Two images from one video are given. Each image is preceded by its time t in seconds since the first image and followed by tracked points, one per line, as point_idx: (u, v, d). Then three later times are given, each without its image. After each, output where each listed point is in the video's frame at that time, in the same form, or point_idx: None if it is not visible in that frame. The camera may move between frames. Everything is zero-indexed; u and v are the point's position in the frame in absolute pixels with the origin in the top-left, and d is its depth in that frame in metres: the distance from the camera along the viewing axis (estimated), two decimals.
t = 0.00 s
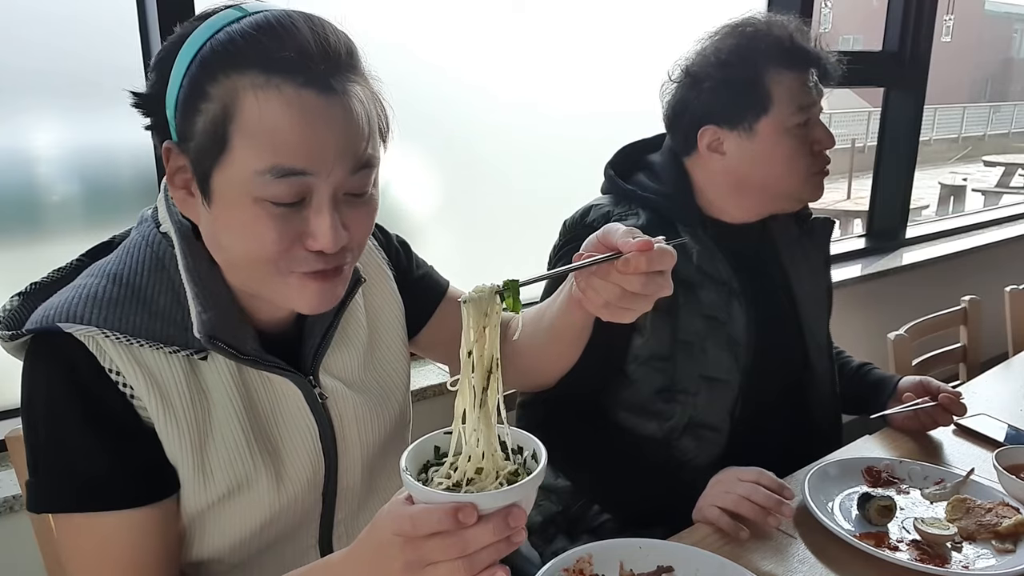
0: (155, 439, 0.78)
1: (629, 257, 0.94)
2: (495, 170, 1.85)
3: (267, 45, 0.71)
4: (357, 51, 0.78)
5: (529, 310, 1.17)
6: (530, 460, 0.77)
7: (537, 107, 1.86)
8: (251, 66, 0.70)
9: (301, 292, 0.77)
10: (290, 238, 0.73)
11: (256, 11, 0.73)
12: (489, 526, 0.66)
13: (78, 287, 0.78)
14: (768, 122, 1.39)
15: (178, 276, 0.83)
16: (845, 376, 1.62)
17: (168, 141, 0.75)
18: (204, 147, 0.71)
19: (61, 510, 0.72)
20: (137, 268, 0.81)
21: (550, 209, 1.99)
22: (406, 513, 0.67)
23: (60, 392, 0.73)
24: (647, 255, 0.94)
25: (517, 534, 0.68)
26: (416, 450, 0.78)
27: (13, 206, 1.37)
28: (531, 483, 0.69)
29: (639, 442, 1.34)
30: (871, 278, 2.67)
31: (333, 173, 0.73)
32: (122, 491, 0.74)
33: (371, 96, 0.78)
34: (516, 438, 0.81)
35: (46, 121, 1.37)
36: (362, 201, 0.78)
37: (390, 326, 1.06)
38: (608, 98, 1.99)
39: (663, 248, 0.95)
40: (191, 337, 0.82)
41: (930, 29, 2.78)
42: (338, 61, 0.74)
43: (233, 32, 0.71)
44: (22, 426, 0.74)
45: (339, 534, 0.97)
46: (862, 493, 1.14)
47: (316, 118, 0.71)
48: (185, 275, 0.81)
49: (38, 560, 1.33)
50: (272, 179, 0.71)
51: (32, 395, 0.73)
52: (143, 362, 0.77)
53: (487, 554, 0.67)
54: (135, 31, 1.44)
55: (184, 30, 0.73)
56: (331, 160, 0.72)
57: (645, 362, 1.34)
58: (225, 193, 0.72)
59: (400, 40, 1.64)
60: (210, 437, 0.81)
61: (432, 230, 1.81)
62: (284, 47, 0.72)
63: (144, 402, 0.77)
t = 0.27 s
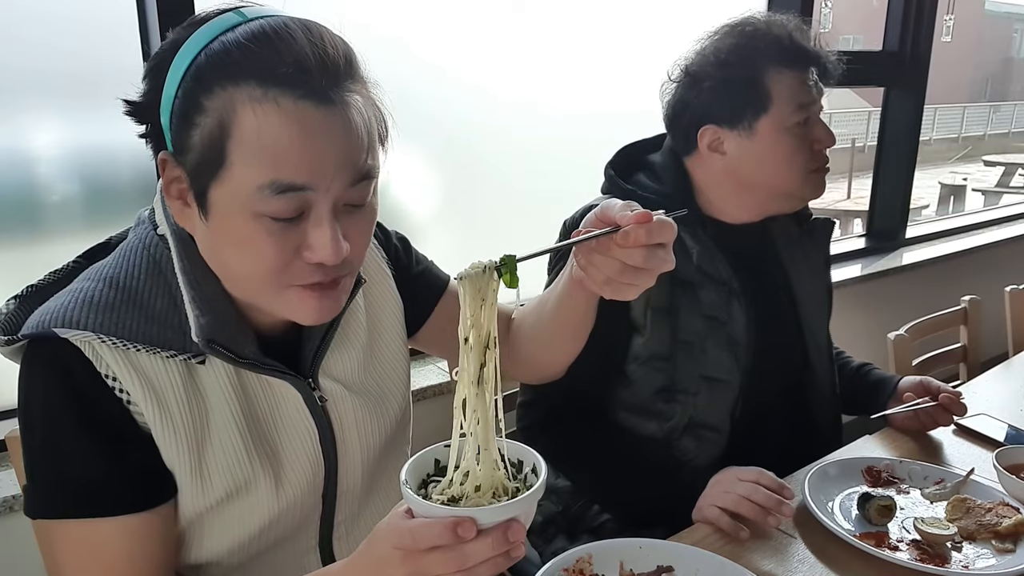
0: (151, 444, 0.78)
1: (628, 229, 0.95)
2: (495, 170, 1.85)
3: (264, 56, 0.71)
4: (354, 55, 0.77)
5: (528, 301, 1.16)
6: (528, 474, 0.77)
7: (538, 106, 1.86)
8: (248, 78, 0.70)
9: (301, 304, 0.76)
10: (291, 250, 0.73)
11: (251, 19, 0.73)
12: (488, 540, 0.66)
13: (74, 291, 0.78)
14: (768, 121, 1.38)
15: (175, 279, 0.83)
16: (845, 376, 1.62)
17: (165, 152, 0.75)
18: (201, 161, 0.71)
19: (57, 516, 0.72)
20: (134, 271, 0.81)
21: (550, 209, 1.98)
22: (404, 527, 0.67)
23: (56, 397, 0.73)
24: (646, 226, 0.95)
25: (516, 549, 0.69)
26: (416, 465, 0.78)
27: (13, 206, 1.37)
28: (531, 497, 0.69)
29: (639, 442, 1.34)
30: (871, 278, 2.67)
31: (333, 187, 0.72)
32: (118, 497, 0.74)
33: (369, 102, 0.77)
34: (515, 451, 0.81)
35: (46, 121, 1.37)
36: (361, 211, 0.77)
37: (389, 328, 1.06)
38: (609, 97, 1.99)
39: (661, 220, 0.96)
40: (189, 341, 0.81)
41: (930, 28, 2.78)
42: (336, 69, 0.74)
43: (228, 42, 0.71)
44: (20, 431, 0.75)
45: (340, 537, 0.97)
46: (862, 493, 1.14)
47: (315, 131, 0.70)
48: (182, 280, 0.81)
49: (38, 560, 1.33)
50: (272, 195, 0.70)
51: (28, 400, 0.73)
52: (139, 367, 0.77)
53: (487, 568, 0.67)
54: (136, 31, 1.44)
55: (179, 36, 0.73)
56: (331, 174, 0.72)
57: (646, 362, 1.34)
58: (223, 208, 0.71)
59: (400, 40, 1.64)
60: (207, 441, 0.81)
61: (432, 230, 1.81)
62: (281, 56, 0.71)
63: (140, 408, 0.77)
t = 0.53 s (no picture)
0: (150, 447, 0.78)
1: (613, 252, 0.94)
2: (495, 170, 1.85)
3: (263, 64, 0.70)
4: (353, 60, 0.77)
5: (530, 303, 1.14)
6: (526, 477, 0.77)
7: (538, 106, 1.86)
8: (247, 87, 0.69)
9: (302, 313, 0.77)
10: (291, 258, 0.73)
11: (249, 25, 0.72)
12: (482, 544, 0.66)
13: (72, 292, 0.78)
14: (768, 121, 1.39)
15: (174, 281, 0.83)
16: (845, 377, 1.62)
17: (163, 159, 0.75)
18: (200, 171, 0.71)
19: (56, 519, 0.72)
20: (132, 273, 0.81)
21: (551, 209, 1.98)
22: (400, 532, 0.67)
23: (54, 400, 0.73)
24: (631, 246, 0.94)
25: (510, 553, 0.68)
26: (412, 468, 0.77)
27: (13, 206, 1.37)
28: (525, 500, 0.68)
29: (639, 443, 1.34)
30: (871, 278, 2.67)
31: (333, 197, 0.72)
32: (117, 500, 0.74)
33: (369, 109, 0.76)
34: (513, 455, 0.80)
35: (46, 121, 1.36)
36: (361, 219, 0.77)
37: (389, 329, 1.06)
38: (609, 97, 1.99)
39: (644, 236, 0.95)
40: (188, 343, 0.82)
41: (930, 28, 2.78)
42: (335, 77, 0.73)
43: (226, 50, 0.70)
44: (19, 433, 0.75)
45: (340, 539, 0.97)
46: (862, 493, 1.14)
47: (315, 141, 0.70)
48: (181, 283, 0.81)
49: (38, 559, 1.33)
50: (272, 207, 0.70)
51: (26, 402, 0.73)
52: (138, 369, 0.77)
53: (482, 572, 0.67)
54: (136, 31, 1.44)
55: (178, 41, 0.73)
56: (331, 185, 0.72)
57: (646, 362, 1.33)
58: (223, 217, 0.71)
59: (401, 40, 1.64)
60: (205, 444, 0.81)
61: (432, 230, 1.81)
62: (280, 65, 0.71)
63: (139, 410, 0.77)
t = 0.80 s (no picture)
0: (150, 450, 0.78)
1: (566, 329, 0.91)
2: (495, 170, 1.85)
3: (259, 71, 0.70)
4: (351, 65, 0.77)
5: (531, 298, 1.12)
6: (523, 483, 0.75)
7: (537, 106, 1.86)
8: (243, 95, 0.69)
9: (303, 320, 0.77)
10: (291, 265, 0.73)
11: (245, 30, 0.72)
12: (477, 553, 0.66)
13: (73, 294, 0.78)
14: (768, 121, 1.39)
15: (174, 283, 0.83)
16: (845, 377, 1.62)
17: (162, 167, 0.75)
18: (198, 180, 0.71)
19: (55, 523, 0.72)
20: (133, 275, 0.81)
21: (551, 209, 1.98)
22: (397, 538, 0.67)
23: (53, 403, 0.73)
24: (580, 316, 0.90)
25: (504, 561, 0.68)
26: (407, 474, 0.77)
27: (12, 206, 1.37)
28: (520, 509, 0.68)
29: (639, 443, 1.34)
30: (871, 278, 2.67)
31: (333, 206, 0.72)
32: (117, 504, 0.74)
33: (368, 114, 0.76)
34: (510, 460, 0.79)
35: (46, 120, 1.37)
36: (362, 225, 0.77)
37: (390, 330, 1.07)
38: (608, 96, 1.99)
39: (593, 300, 0.91)
40: (189, 347, 0.82)
41: (930, 28, 2.78)
42: (332, 83, 0.73)
43: (222, 56, 0.70)
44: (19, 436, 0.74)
45: (340, 541, 0.97)
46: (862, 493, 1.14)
47: (314, 149, 0.70)
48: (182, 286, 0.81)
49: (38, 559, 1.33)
50: (272, 216, 0.70)
51: (26, 405, 0.73)
52: (138, 373, 0.77)
53: None
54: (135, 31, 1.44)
55: (173, 47, 0.73)
56: (331, 194, 0.71)
57: (646, 362, 1.34)
58: (223, 225, 0.71)
59: (400, 39, 1.64)
60: (205, 447, 0.81)
61: (432, 230, 1.81)
62: (276, 71, 0.70)
63: (138, 414, 0.77)
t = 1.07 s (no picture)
0: (150, 451, 0.78)
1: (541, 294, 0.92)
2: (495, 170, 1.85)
3: (257, 73, 0.70)
4: (349, 65, 0.77)
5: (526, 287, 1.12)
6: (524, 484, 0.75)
7: (537, 105, 1.85)
8: (240, 98, 0.69)
9: (303, 322, 0.77)
10: (291, 267, 0.73)
11: (242, 32, 0.72)
12: (479, 550, 0.66)
13: (73, 296, 0.78)
14: (769, 122, 1.39)
15: (175, 284, 0.83)
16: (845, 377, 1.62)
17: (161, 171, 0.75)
18: (197, 183, 0.71)
19: (56, 524, 0.72)
20: (133, 276, 0.81)
21: (550, 209, 1.98)
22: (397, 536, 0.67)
23: (53, 404, 0.72)
24: (550, 276, 0.91)
25: (506, 560, 0.68)
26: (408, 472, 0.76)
27: (13, 206, 1.37)
28: (523, 507, 0.68)
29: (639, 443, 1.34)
30: (871, 278, 2.67)
31: (332, 208, 0.72)
32: (118, 505, 0.74)
33: (366, 113, 0.76)
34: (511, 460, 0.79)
35: (46, 120, 1.36)
36: (361, 225, 0.77)
37: (391, 330, 1.07)
38: (608, 96, 1.99)
39: (561, 260, 0.91)
40: (189, 347, 0.82)
41: (930, 28, 2.78)
42: (330, 83, 0.73)
43: (220, 59, 0.70)
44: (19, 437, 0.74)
45: (340, 541, 0.97)
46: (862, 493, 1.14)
47: (312, 151, 0.70)
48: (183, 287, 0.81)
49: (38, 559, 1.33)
50: (271, 219, 0.70)
51: (26, 407, 0.73)
52: (138, 373, 0.77)
53: None
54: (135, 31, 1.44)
55: (169, 50, 0.73)
56: (330, 196, 0.71)
57: (647, 362, 1.34)
58: (223, 228, 0.71)
59: (400, 39, 1.64)
60: (206, 447, 0.81)
61: (431, 230, 1.81)
62: (273, 73, 0.70)
63: (139, 414, 0.77)
